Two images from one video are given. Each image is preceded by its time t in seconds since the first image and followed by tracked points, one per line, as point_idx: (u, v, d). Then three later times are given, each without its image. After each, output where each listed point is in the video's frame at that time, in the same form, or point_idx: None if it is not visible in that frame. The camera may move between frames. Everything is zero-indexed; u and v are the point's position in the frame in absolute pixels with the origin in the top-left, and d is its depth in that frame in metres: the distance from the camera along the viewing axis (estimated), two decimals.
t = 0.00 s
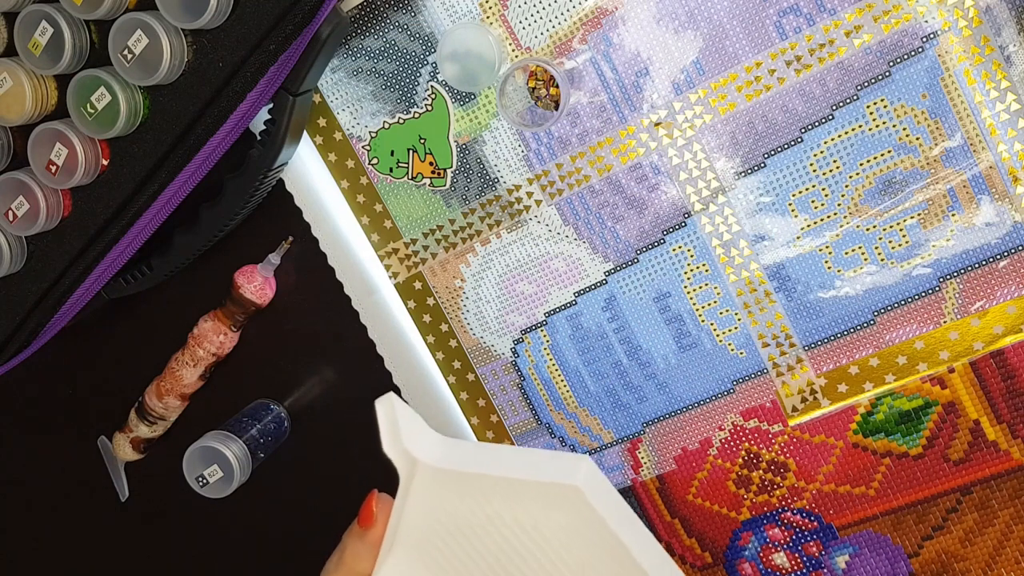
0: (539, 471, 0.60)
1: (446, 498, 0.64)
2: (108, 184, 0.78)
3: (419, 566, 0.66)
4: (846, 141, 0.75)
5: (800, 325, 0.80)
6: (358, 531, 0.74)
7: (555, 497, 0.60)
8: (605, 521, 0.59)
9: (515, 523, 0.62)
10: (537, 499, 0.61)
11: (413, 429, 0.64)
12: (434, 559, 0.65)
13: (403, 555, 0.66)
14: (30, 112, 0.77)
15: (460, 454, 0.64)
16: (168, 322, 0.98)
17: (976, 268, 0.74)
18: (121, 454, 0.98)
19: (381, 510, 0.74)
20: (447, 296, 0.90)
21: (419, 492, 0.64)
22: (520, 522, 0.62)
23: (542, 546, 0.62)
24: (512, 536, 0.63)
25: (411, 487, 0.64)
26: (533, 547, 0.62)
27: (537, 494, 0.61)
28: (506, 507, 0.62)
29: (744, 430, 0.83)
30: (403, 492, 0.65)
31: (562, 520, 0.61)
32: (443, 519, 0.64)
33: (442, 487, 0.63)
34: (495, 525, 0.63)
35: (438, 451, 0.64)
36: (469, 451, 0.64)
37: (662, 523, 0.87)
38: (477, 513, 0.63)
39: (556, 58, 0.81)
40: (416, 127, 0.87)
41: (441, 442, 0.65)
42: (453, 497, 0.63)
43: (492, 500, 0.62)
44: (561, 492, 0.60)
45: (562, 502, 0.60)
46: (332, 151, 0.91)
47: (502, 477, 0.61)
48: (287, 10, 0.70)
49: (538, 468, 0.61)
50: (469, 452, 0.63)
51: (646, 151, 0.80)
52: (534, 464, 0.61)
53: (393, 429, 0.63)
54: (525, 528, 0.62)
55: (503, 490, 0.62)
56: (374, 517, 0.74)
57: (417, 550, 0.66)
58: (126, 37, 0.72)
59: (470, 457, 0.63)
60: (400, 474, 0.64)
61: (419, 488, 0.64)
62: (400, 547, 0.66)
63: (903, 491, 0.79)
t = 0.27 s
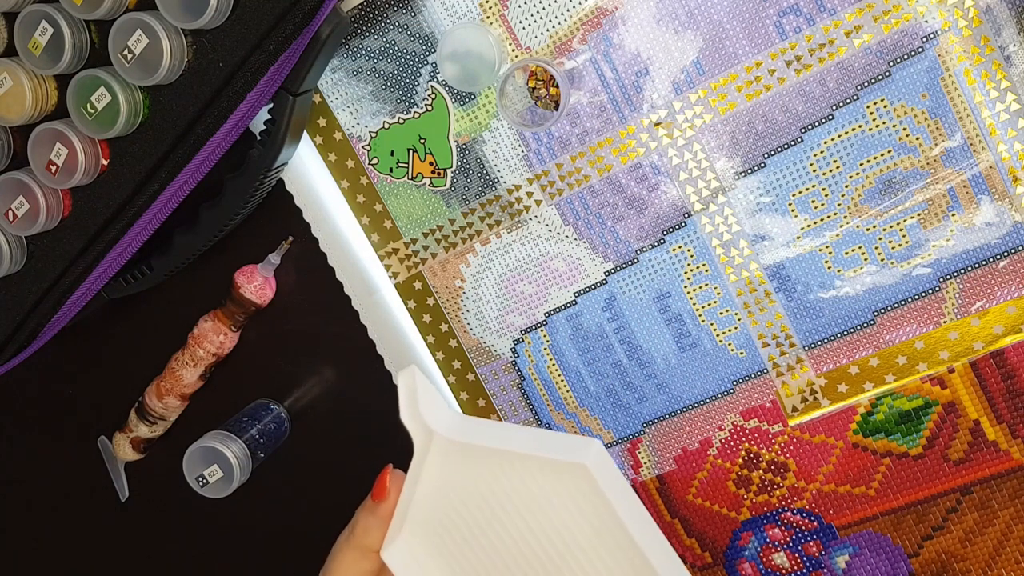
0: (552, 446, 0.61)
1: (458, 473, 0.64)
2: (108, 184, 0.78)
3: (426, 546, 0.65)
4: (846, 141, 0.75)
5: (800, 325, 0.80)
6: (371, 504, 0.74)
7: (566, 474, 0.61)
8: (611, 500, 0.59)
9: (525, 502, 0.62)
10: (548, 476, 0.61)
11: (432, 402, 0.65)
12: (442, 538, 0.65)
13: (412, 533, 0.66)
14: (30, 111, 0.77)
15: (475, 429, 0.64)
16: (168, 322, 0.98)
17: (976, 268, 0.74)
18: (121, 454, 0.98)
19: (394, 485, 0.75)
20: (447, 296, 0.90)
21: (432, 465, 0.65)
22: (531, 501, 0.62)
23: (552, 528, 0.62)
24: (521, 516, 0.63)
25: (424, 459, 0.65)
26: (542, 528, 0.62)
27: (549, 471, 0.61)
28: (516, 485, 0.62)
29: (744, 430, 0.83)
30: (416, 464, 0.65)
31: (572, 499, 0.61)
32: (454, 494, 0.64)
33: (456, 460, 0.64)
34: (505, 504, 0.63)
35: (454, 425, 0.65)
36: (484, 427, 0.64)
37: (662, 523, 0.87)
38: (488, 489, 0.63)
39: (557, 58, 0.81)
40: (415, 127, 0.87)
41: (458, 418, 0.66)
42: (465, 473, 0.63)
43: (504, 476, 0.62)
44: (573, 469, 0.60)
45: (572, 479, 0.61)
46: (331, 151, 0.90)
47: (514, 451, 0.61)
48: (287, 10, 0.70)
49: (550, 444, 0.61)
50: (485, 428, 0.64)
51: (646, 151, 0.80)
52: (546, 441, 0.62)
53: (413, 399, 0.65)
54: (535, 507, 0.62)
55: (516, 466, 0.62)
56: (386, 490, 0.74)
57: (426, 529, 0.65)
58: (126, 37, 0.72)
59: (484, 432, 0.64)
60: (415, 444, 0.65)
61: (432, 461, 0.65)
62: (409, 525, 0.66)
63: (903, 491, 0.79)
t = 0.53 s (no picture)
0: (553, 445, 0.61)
1: (459, 472, 0.64)
2: (108, 184, 0.78)
3: (428, 543, 0.66)
4: (846, 141, 0.75)
5: (800, 325, 0.80)
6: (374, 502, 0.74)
7: (570, 475, 0.60)
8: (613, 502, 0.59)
9: (528, 501, 0.62)
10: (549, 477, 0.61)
11: (434, 399, 0.66)
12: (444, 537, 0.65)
13: (414, 530, 0.66)
14: (30, 112, 0.77)
15: (479, 429, 0.64)
16: (168, 322, 0.98)
17: (977, 268, 0.74)
18: (121, 454, 0.98)
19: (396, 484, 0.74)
20: (447, 296, 0.90)
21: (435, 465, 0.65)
22: (533, 500, 0.62)
23: (552, 529, 0.62)
24: (523, 518, 0.63)
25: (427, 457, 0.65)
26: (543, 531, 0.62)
27: (550, 473, 0.61)
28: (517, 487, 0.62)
29: (744, 430, 0.83)
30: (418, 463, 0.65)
31: (574, 500, 0.61)
32: (456, 493, 0.64)
33: (458, 459, 0.64)
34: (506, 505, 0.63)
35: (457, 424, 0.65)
36: (487, 428, 0.64)
37: (662, 523, 0.87)
38: (489, 491, 0.63)
39: (557, 58, 0.81)
40: (415, 127, 0.87)
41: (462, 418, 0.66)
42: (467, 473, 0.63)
43: (505, 477, 0.62)
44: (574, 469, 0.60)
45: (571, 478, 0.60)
46: (331, 151, 0.90)
47: (515, 449, 0.62)
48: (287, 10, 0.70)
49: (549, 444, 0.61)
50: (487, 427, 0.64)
51: (646, 151, 0.80)
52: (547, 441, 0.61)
53: (417, 397, 0.66)
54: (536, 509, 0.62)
55: (517, 467, 0.62)
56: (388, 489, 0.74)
57: (427, 528, 0.66)
58: (126, 37, 0.72)
59: (488, 431, 0.64)
60: (418, 443, 0.65)
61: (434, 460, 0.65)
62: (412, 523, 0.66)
63: (903, 491, 0.79)
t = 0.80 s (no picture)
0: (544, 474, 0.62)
1: (448, 499, 0.65)
2: (108, 184, 0.78)
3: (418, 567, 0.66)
4: (846, 141, 0.75)
5: (800, 325, 0.80)
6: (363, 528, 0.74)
7: (557, 501, 0.61)
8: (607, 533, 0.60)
9: (517, 525, 0.62)
10: (538, 504, 0.62)
11: (421, 427, 0.66)
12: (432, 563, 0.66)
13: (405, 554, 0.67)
14: (30, 112, 0.77)
15: (467, 457, 0.65)
16: (168, 322, 0.98)
17: (977, 268, 0.74)
18: (121, 454, 0.98)
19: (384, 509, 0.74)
20: (447, 296, 0.90)
21: (425, 491, 0.66)
22: (522, 524, 0.62)
23: (543, 555, 0.62)
24: (511, 546, 0.63)
25: (416, 484, 0.66)
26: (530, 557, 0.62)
27: (541, 500, 0.62)
28: (505, 515, 0.63)
29: (744, 430, 0.83)
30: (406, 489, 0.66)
31: (562, 528, 0.61)
32: (445, 519, 0.65)
33: (447, 486, 0.65)
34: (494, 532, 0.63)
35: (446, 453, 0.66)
36: (476, 456, 0.65)
37: (662, 523, 0.87)
38: (477, 518, 0.63)
39: (557, 58, 0.81)
40: (416, 127, 0.87)
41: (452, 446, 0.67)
42: (455, 500, 0.64)
43: (496, 505, 0.63)
44: (564, 497, 0.61)
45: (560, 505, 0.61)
46: (332, 151, 0.90)
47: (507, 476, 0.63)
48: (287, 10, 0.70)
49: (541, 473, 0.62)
50: (477, 454, 0.65)
51: (646, 151, 0.80)
52: (539, 467, 0.63)
53: (400, 424, 0.66)
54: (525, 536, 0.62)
55: (507, 494, 0.63)
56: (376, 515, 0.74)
57: (415, 553, 0.66)
58: (126, 37, 0.72)
59: (478, 459, 0.65)
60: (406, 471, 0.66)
61: (423, 487, 0.66)
62: (401, 548, 0.67)
63: (903, 491, 0.79)
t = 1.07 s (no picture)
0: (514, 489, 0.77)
1: (443, 526, 0.79)
2: (108, 184, 0.78)
3: None
4: (846, 141, 0.75)
5: (800, 325, 0.80)
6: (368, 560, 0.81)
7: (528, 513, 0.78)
8: (570, 535, 0.75)
9: (501, 541, 0.78)
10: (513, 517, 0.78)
11: (418, 468, 0.79)
12: None
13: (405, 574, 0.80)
14: (30, 112, 0.77)
15: (456, 486, 0.79)
16: (168, 322, 0.98)
17: (977, 268, 0.74)
18: (121, 454, 0.98)
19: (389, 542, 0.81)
20: (447, 296, 0.90)
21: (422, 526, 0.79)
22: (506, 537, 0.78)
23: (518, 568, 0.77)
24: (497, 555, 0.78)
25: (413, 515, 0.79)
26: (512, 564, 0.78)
27: (519, 518, 0.78)
28: (490, 527, 0.79)
29: (744, 430, 0.83)
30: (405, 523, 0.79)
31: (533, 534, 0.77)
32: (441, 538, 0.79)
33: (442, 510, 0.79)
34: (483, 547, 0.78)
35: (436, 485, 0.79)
36: (459, 485, 0.79)
37: (662, 523, 0.87)
38: (467, 535, 0.79)
39: (557, 58, 0.81)
40: (416, 127, 0.86)
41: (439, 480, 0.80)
42: (449, 528, 0.79)
43: (483, 522, 0.79)
44: (532, 507, 0.78)
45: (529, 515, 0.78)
46: (331, 151, 0.90)
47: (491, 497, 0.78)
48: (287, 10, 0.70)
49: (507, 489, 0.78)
50: (466, 485, 0.79)
51: (646, 151, 0.80)
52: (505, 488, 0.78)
53: (403, 469, 0.79)
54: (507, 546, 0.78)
55: (488, 511, 0.79)
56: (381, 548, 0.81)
57: (414, 574, 0.80)
58: (126, 37, 0.72)
59: (463, 487, 0.79)
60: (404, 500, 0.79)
61: (419, 521, 0.79)
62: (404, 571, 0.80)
63: (903, 491, 0.79)
